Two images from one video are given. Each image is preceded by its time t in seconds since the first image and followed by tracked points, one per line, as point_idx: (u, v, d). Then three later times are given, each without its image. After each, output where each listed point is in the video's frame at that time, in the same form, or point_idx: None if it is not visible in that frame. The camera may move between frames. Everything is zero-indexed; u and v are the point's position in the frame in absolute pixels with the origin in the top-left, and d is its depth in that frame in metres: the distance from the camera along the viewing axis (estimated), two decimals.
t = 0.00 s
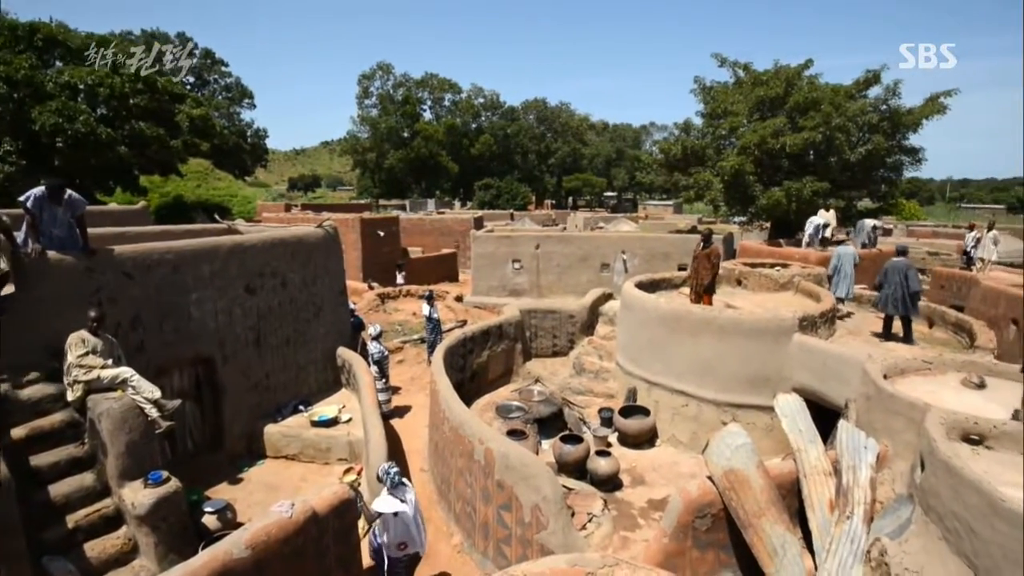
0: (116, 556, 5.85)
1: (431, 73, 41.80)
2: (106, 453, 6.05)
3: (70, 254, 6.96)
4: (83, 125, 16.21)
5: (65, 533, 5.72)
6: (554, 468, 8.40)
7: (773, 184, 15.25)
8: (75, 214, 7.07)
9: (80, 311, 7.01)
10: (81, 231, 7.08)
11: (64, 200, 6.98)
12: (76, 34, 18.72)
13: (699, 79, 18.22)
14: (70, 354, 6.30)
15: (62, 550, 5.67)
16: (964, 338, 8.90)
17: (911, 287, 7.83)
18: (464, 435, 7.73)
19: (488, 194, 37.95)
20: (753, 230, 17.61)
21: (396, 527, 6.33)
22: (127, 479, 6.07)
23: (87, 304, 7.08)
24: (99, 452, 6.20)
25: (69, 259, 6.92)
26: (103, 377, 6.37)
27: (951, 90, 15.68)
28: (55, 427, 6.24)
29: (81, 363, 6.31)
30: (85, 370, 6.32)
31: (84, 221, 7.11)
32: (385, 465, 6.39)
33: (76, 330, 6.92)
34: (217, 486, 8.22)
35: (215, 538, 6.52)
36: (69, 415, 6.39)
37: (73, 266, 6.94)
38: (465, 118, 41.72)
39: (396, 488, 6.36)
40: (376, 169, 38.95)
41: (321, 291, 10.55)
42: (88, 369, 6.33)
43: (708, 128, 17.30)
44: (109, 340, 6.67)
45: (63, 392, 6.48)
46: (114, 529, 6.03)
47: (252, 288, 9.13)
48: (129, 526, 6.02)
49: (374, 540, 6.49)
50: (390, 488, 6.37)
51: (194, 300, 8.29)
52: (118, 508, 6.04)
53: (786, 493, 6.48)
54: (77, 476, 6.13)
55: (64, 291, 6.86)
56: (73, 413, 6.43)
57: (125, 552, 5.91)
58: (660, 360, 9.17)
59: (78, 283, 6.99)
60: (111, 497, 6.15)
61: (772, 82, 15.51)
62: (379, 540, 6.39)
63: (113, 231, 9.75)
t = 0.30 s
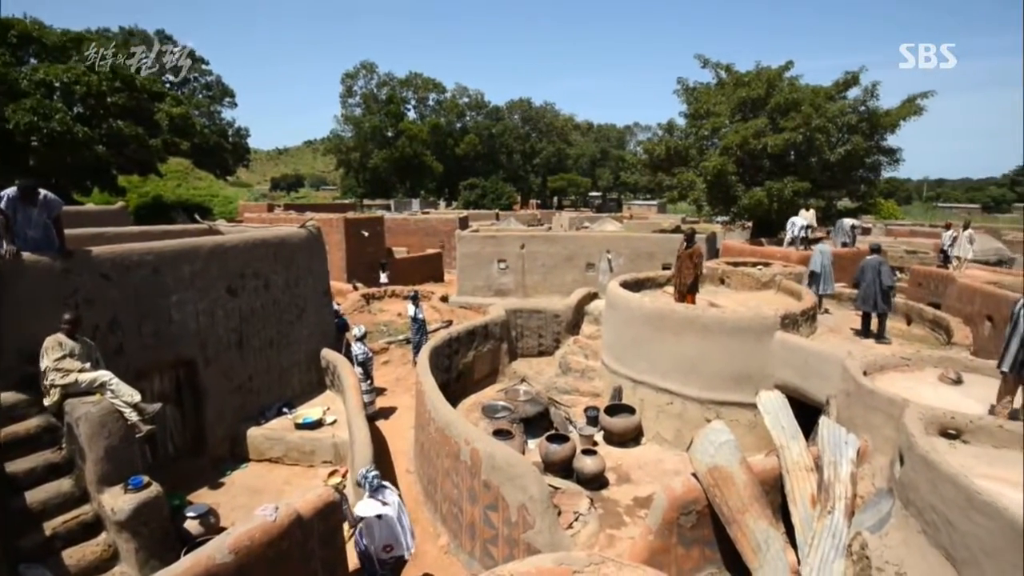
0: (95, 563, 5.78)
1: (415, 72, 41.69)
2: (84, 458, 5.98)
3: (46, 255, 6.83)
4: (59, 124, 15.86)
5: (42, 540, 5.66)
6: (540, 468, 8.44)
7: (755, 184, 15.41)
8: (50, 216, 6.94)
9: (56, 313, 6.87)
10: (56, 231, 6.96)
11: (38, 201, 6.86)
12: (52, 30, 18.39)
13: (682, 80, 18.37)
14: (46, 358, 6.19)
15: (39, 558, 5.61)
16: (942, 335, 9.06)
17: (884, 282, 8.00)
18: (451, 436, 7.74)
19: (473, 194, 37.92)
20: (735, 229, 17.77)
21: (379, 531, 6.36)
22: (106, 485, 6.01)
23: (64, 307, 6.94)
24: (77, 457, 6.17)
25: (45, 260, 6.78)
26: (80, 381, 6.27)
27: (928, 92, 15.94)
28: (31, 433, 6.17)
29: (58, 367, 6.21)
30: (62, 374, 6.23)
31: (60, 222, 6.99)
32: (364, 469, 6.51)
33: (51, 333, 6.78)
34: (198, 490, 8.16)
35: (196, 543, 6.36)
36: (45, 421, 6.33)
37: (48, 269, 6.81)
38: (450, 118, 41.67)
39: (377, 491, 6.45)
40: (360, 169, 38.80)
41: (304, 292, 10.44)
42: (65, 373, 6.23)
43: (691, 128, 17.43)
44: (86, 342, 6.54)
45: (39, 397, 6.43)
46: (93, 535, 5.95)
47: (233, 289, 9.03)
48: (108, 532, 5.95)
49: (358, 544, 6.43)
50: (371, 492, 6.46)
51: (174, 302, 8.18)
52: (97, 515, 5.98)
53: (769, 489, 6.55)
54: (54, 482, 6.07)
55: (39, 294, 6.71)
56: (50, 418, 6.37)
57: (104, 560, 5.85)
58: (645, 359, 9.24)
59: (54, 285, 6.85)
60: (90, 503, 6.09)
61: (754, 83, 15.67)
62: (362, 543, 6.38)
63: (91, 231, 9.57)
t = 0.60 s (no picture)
0: (74, 570, 5.70)
1: (400, 71, 41.55)
2: (62, 464, 5.90)
3: (20, 256, 6.66)
4: (34, 123, 15.81)
5: (19, 547, 5.59)
6: (527, 467, 8.47)
7: (737, 183, 15.57)
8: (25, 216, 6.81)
9: (32, 315, 6.71)
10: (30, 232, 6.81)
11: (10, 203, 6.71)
12: (28, 27, 18.12)
13: (665, 81, 18.50)
14: (22, 362, 6.10)
15: (16, 565, 5.53)
16: (919, 332, 9.20)
17: (861, 281, 8.08)
18: (436, 436, 7.74)
19: (459, 194, 37.87)
20: (719, 229, 17.95)
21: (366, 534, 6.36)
22: (85, 491, 5.92)
23: (40, 309, 6.79)
24: (54, 464, 6.10)
25: (20, 261, 6.63)
26: (57, 385, 6.17)
27: (906, 93, 16.18)
28: (7, 438, 6.15)
29: (34, 371, 6.12)
30: (38, 378, 6.14)
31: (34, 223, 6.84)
32: (349, 475, 6.48)
33: (26, 335, 6.63)
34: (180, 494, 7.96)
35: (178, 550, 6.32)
36: (22, 426, 6.31)
37: (24, 270, 6.64)
38: (434, 117, 41.59)
39: (363, 494, 6.45)
40: (343, 169, 38.64)
41: (287, 292, 10.33)
42: (41, 377, 6.13)
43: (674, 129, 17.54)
44: (63, 345, 6.44)
45: (15, 402, 6.36)
46: (72, 542, 5.89)
47: (215, 290, 8.93)
48: (87, 539, 5.87)
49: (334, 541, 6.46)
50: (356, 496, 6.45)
51: (154, 304, 8.06)
52: (76, 521, 5.93)
53: (752, 485, 6.63)
54: (31, 489, 6.01)
55: (14, 296, 6.54)
56: (26, 423, 6.34)
57: (83, 566, 5.77)
58: (630, 358, 9.30)
59: (30, 286, 6.70)
60: (68, 509, 6.03)
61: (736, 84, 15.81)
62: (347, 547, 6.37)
63: (68, 232, 9.44)
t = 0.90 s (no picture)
0: None
1: (385, 71, 41.41)
2: (40, 470, 5.84)
3: None
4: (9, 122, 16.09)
5: None
6: (514, 467, 8.49)
7: (721, 183, 15.72)
8: None
9: (9, 318, 6.56)
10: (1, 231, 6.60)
11: None
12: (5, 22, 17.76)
13: (649, 82, 18.61)
14: None
15: None
16: (899, 330, 9.34)
17: (840, 282, 8.20)
18: (423, 437, 7.74)
19: (444, 194, 37.79)
20: (703, 228, 18.09)
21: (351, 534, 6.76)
22: (64, 497, 5.89)
23: (17, 312, 6.65)
24: (31, 470, 6.06)
25: None
26: (34, 390, 6.08)
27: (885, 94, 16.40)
28: None
29: (10, 375, 5.98)
30: (14, 383, 6.00)
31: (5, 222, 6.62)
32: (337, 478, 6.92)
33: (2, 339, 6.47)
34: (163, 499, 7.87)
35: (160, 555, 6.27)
36: None
37: None
38: (419, 117, 41.46)
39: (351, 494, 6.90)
40: (327, 168, 38.47)
41: (271, 294, 10.23)
42: (18, 381, 6.01)
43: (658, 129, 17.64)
44: (41, 349, 6.31)
45: None
46: (51, 549, 5.84)
47: (197, 292, 8.82)
48: (67, 546, 5.81)
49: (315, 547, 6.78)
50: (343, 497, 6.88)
51: (134, 306, 7.94)
52: (55, 528, 5.87)
53: (736, 482, 6.71)
54: (8, 496, 5.95)
55: None
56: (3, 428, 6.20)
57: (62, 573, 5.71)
58: (616, 357, 9.35)
59: (6, 289, 6.54)
60: (47, 516, 6.00)
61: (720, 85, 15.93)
62: (331, 548, 6.67)
63: (45, 232, 9.30)
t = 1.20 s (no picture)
0: None
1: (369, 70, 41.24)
2: (15, 476, 5.79)
3: None
4: None
5: None
6: (501, 467, 8.52)
7: (704, 183, 15.85)
8: None
9: None
10: None
11: None
12: None
13: (633, 82, 18.70)
14: None
15: None
16: (879, 327, 9.48)
17: (820, 281, 8.31)
18: (409, 438, 7.75)
19: (430, 193, 37.70)
20: (687, 227, 18.23)
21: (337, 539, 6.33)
22: (41, 504, 5.84)
23: None
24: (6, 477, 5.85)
25: None
26: (10, 394, 5.98)
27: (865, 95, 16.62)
28: None
29: None
30: None
31: None
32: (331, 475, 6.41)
33: None
34: (143, 503, 7.76)
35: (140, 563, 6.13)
36: None
37: None
38: (403, 116, 41.33)
39: (343, 496, 6.42)
40: (311, 167, 38.27)
41: (253, 295, 10.15)
42: None
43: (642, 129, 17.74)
44: (16, 353, 6.36)
45: None
46: (28, 557, 5.78)
47: (176, 293, 8.75)
48: (44, 554, 5.76)
49: (300, 548, 6.46)
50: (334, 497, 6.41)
51: (112, 308, 7.86)
52: (32, 536, 5.82)
53: (721, 478, 6.78)
54: None
55: None
56: None
57: None
58: (602, 355, 9.42)
59: None
60: (23, 523, 5.90)
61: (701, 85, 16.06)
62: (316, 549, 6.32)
63: (22, 233, 9.21)
